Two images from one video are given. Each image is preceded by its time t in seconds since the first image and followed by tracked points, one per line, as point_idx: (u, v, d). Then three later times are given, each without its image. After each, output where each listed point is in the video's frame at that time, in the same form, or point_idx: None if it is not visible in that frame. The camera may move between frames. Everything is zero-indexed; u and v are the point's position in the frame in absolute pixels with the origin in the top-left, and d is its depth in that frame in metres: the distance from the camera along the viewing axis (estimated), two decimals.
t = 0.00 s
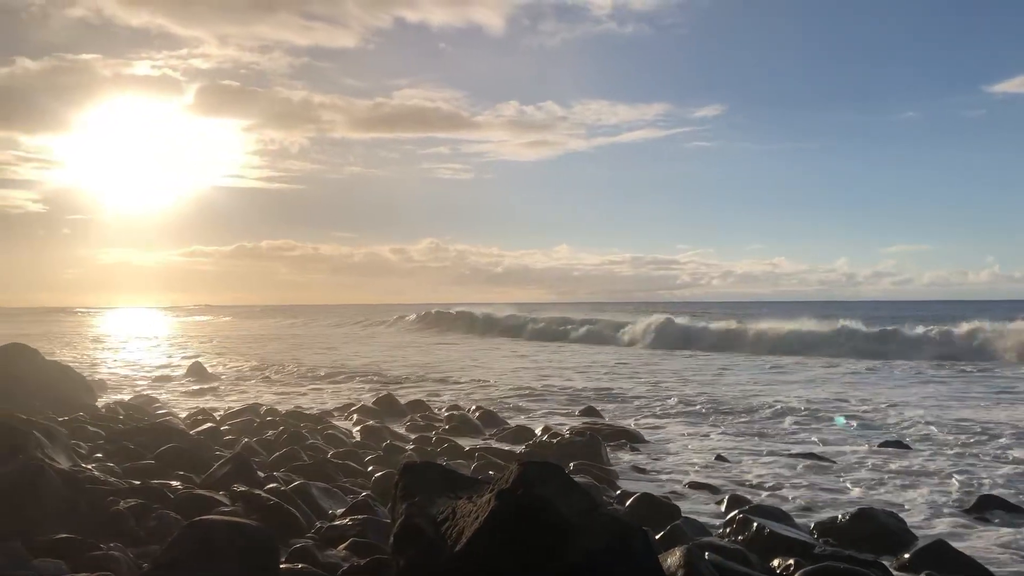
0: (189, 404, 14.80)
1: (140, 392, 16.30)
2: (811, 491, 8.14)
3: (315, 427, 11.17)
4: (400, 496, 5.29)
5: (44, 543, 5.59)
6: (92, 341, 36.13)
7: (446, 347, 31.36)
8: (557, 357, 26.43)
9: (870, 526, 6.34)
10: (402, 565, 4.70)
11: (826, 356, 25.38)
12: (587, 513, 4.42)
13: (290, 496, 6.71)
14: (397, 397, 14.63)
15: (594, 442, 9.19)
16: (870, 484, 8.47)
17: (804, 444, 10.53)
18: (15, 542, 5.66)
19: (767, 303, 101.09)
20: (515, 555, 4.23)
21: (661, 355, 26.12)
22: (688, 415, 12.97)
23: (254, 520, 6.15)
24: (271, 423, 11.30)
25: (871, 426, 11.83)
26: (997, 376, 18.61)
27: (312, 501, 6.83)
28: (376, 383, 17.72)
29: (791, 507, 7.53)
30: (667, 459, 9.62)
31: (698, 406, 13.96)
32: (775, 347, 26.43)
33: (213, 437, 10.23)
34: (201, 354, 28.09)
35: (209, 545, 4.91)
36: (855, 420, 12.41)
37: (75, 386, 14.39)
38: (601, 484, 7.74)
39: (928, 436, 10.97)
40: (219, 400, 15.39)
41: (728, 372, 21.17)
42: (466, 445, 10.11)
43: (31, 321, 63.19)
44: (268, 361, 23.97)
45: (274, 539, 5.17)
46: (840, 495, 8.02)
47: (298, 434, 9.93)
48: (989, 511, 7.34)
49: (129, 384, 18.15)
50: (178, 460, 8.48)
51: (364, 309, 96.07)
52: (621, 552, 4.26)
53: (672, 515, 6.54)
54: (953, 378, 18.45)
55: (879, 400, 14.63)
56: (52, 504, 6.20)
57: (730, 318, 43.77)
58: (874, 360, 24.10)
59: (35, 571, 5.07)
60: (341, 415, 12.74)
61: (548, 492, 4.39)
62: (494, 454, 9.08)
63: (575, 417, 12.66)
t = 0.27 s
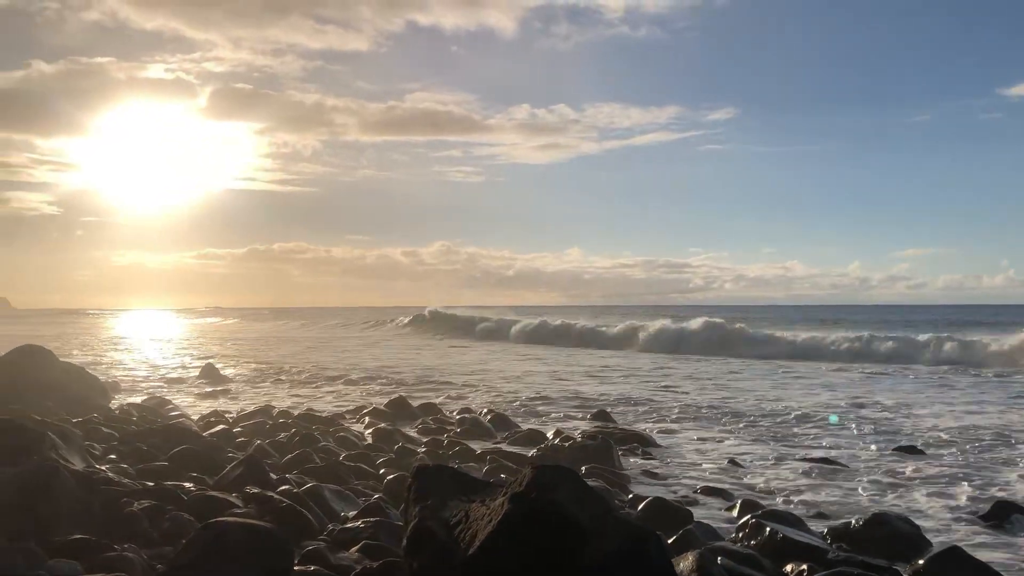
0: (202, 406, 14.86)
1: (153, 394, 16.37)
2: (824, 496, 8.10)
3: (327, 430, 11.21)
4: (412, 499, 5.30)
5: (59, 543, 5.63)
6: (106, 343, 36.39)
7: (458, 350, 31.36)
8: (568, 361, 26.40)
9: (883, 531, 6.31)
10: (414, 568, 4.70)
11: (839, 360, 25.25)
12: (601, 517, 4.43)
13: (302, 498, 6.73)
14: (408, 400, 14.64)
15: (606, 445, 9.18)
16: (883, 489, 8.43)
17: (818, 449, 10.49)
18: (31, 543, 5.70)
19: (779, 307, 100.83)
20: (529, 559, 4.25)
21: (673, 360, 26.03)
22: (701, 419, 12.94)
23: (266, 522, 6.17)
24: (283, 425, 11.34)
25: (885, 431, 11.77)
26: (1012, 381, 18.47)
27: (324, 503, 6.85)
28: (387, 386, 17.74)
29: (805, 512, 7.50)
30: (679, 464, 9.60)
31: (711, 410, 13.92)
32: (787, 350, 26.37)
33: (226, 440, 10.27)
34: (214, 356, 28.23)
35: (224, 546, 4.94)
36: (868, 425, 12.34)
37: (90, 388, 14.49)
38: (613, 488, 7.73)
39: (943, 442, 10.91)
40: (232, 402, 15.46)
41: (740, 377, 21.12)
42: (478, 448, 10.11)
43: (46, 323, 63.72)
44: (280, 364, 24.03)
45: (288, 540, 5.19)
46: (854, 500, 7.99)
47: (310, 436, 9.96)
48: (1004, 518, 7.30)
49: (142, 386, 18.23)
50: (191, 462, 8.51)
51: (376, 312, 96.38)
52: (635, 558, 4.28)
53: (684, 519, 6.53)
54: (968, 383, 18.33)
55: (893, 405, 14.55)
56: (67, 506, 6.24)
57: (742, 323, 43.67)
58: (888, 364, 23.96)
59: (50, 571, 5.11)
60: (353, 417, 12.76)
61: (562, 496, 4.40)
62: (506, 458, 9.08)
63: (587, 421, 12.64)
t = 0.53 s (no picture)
0: (214, 408, 14.92)
1: (164, 395, 16.45)
2: (836, 500, 8.07)
3: (338, 431, 11.25)
4: (424, 501, 5.32)
5: (73, 543, 5.67)
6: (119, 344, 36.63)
7: (469, 353, 31.39)
8: (578, 364, 26.40)
9: (895, 536, 6.28)
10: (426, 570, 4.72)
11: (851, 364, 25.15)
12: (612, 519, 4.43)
13: (314, 499, 6.75)
14: (419, 402, 14.66)
15: (616, 448, 9.17)
16: (896, 494, 8.39)
17: (829, 454, 10.45)
18: (44, 542, 5.74)
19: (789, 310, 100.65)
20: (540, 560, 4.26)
21: (684, 363, 25.99)
22: (712, 423, 12.90)
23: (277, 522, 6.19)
24: (294, 427, 11.37)
25: (898, 435, 11.70)
26: None
27: (335, 504, 6.87)
28: (398, 388, 17.77)
29: (816, 516, 7.47)
30: (689, 467, 9.58)
31: (721, 413, 13.89)
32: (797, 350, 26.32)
33: (238, 441, 10.31)
34: (226, 357, 28.37)
35: (237, 546, 4.97)
36: (880, 429, 12.28)
37: (102, 388, 14.58)
38: (623, 491, 7.72)
39: (956, 446, 10.84)
40: (244, 403, 15.52)
41: (751, 380, 21.08)
42: (489, 450, 10.12)
43: (60, 325, 64.20)
44: (292, 366, 24.12)
45: (301, 541, 5.21)
46: (866, 504, 7.95)
47: (321, 438, 9.99)
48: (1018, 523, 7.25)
49: (155, 387, 18.33)
50: (203, 462, 8.55)
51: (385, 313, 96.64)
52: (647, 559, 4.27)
53: (695, 523, 6.52)
54: (981, 388, 18.21)
55: (906, 409, 14.49)
56: (80, 506, 6.28)
57: (753, 325, 43.60)
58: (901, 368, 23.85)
59: (65, 571, 5.14)
60: (364, 419, 12.80)
61: (574, 497, 4.41)
62: (516, 460, 9.09)
63: (598, 424, 12.63)
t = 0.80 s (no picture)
0: (226, 408, 14.98)
1: (177, 395, 16.53)
2: (849, 502, 8.04)
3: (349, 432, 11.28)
4: (436, 502, 5.34)
5: (88, 542, 5.71)
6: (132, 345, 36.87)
7: (480, 354, 31.41)
8: (589, 365, 26.38)
9: (908, 539, 6.26)
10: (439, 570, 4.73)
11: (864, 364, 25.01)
12: (625, 520, 4.45)
13: (326, 499, 6.77)
14: (430, 403, 14.67)
15: (627, 449, 9.16)
16: (909, 496, 8.35)
17: (842, 456, 10.40)
18: (59, 542, 5.78)
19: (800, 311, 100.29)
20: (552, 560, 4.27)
21: (695, 365, 25.91)
22: (724, 424, 12.87)
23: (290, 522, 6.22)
24: (306, 427, 11.41)
25: (911, 438, 11.64)
26: None
27: (347, 505, 6.89)
28: (409, 389, 17.79)
29: (829, 519, 7.44)
30: (701, 469, 9.56)
31: (734, 415, 13.84)
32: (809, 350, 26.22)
33: (250, 441, 10.35)
34: (237, 357, 28.51)
35: (251, 546, 5.00)
36: (894, 431, 12.22)
37: (116, 388, 14.67)
38: (635, 492, 7.71)
39: (970, 449, 10.77)
40: (255, 403, 15.59)
41: (762, 382, 21.02)
42: (500, 451, 10.12)
43: (75, 326, 64.69)
44: (304, 366, 24.19)
45: (315, 541, 5.24)
46: (879, 507, 7.92)
47: (333, 438, 10.02)
48: None
49: (168, 387, 18.42)
50: (216, 462, 8.59)
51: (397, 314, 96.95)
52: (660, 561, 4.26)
53: (707, 525, 6.51)
54: (996, 390, 18.08)
55: (919, 411, 14.42)
56: (94, 507, 6.32)
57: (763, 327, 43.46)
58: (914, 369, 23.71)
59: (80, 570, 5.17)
60: (375, 420, 12.82)
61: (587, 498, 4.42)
62: (528, 461, 9.09)
63: (610, 425, 12.61)
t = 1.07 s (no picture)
0: (240, 408, 15.05)
1: (191, 396, 16.62)
2: (864, 504, 8.00)
3: (363, 432, 11.30)
4: (451, 502, 5.36)
5: (105, 541, 5.75)
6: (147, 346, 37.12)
7: (492, 355, 31.46)
8: (601, 365, 26.36)
9: (925, 542, 6.22)
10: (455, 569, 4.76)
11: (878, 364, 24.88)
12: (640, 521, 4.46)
13: (340, 499, 6.81)
14: (443, 403, 14.70)
15: (641, 450, 9.14)
16: (924, 498, 8.30)
17: (857, 457, 10.35)
18: (77, 541, 5.83)
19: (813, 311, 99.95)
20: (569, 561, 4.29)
21: (708, 366, 25.83)
22: (737, 425, 12.83)
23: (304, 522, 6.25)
24: (320, 427, 11.45)
25: (926, 439, 11.57)
26: None
27: (361, 505, 6.92)
28: (421, 389, 17.83)
29: (844, 520, 7.41)
30: (714, 470, 9.53)
31: (747, 416, 13.81)
32: (822, 350, 26.13)
33: (265, 441, 10.41)
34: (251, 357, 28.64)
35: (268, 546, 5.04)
36: (909, 432, 12.15)
37: (131, 388, 14.77)
38: (649, 493, 7.70)
39: (986, 451, 10.69)
40: (269, 403, 15.67)
41: (775, 384, 20.96)
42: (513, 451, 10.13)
43: (89, 326, 65.39)
44: (317, 367, 24.28)
45: (331, 541, 5.27)
46: (894, 509, 7.87)
47: (347, 438, 10.06)
48: None
49: (182, 387, 18.55)
50: (231, 461, 8.63)
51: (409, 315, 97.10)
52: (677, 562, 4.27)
53: (721, 526, 6.49)
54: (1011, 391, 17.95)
55: (934, 412, 14.33)
56: (112, 506, 6.37)
57: (776, 327, 43.35)
58: (928, 369, 23.55)
59: (98, 569, 5.22)
60: (389, 420, 12.86)
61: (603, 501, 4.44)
62: (540, 462, 9.09)
63: (623, 425, 12.60)
